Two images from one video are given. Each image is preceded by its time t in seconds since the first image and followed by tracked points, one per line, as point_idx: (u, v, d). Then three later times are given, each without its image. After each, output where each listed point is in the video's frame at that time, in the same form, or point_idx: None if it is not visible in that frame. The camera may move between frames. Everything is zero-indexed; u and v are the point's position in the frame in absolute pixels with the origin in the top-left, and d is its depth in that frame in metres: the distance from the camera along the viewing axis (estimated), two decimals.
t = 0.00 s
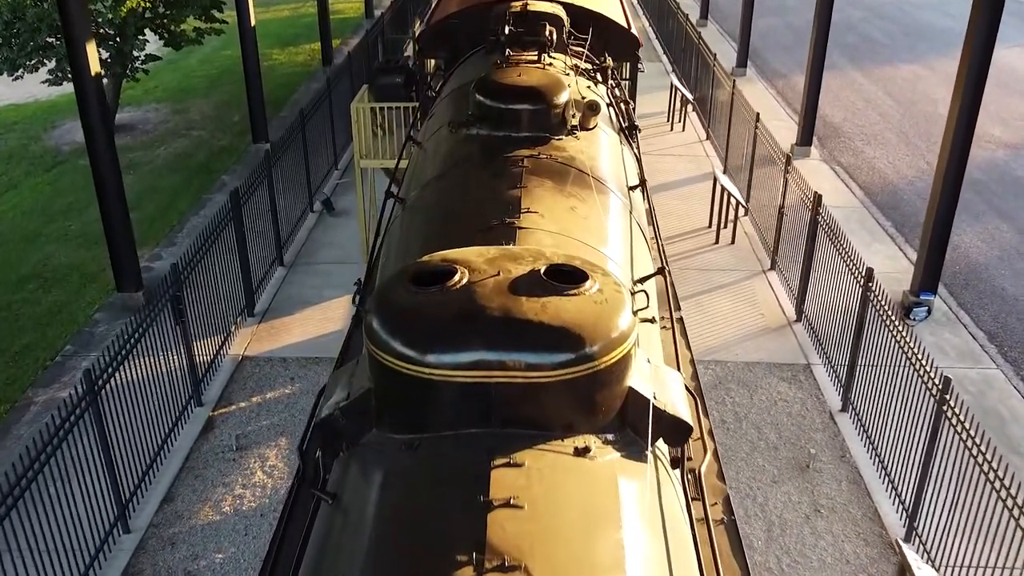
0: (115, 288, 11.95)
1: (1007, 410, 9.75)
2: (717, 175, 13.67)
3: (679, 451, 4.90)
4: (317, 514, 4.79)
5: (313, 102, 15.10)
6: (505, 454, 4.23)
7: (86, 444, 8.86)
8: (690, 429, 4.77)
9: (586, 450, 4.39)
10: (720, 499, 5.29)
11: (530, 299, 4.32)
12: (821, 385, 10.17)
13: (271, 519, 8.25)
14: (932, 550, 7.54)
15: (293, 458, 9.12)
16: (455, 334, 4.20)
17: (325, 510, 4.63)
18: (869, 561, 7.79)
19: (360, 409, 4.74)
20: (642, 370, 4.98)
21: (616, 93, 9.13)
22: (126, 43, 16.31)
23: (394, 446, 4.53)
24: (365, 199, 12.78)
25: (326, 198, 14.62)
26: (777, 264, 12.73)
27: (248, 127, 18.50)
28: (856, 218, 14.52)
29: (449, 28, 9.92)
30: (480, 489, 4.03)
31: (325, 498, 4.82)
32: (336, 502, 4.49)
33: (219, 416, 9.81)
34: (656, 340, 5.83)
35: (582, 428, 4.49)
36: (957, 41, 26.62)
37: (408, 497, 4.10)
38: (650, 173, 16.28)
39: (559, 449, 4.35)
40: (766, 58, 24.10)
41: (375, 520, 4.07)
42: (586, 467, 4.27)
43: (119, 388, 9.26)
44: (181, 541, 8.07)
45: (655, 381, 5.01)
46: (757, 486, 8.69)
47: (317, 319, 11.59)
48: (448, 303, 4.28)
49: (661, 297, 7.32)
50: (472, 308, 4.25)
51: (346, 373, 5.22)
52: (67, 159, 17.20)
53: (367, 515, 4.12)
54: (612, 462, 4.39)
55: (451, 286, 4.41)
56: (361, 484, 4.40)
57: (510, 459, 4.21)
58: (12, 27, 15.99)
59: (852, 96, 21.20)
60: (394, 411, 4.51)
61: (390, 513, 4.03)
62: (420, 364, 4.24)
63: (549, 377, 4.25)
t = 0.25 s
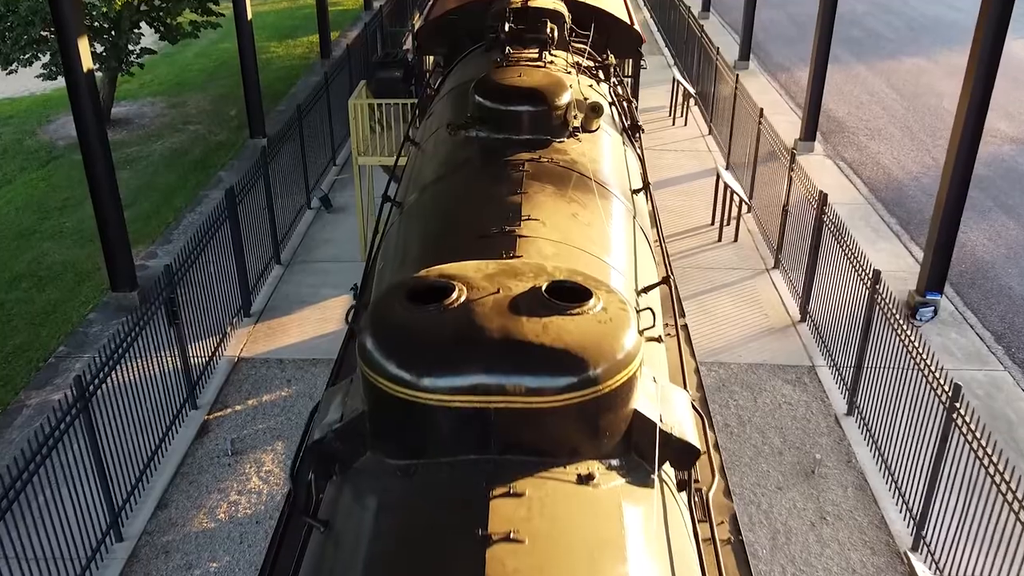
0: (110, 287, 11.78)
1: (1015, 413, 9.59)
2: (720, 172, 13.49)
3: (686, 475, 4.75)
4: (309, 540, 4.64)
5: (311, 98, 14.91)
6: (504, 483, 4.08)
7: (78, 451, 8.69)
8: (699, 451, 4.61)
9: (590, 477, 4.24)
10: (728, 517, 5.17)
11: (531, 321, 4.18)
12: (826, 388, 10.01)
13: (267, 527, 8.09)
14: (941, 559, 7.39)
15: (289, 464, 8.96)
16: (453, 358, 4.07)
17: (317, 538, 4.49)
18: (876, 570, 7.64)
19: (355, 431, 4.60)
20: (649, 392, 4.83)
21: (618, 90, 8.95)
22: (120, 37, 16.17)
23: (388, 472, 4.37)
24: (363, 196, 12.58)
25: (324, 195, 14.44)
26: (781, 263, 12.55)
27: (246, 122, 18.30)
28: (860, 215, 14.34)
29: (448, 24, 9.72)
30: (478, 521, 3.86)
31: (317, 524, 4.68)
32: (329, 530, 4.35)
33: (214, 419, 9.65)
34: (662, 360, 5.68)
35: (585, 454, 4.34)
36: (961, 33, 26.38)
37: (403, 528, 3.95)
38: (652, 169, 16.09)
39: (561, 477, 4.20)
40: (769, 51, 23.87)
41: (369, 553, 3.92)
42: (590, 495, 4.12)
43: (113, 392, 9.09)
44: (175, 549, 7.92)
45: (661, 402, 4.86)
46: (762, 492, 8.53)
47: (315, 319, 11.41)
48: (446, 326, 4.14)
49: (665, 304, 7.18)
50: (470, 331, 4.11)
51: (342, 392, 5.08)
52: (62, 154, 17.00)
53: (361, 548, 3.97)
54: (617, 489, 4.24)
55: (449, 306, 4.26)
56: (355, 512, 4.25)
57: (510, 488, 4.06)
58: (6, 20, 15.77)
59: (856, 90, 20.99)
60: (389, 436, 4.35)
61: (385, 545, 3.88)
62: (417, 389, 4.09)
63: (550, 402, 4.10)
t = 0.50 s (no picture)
0: (102, 284, 11.58)
1: None
2: (722, 166, 13.28)
3: (691, 498, 4.60)
4: (297, 565, 4.47)
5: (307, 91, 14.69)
6: (501, 513, 3.91)
7: (68, 455, 8.51)
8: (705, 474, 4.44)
9: (590, 504, 4.08)
10: (734, 536, 5.03)
11: (529, 341, 4.00)
12: (831, 389, 9.84)
13: (261, 532, 7.92)
14: (950, 567, 7.22)
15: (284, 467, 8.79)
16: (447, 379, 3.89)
17: (305, 565, 4.32)
18: None
19: (345, 454, 4.46)
20: (653, 412, 4.68)
21: (619, 86, 8.74)
22: (114, 28, 15.87)
23: (378, 498, 4.20)
24: (360, 190, 12.37)
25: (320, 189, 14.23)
26: (784, 259, 12.37)
27: (241, 114, 18.06)
28: (864, 210, 14.14)
29: (445, 17, 9.52)
30: (473, 554, 3.69)
31: (305, 548, 4.50)
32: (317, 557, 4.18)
33: (207, 421, 9.47)
34: (667, 378, 5.51)
35: (586, 479, 4.17)
36: (965, 24, 26.12)
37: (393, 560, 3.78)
38: (653, 163, 15.87)
39: (560, 504, 4.03)
40: (771, 42, 23.60)
41: None
42: (590, 524, 3.94)
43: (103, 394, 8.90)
44: (166, 556, 7.75)
45: (665, 422, 4.71)
46: (765, 496, 8.36)
47: (310, 317, 11.23)
48: (439, 347, 3.97)
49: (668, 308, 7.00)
50: (464, 352, 3.94)
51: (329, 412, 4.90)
52: (56, 147, 16.78)
53: None
54: (618, 515, 4.07)
55: (441, 324, 4.09)
56: (345, 539, 4.08)
57: (507, 518, 3.89)
58: None
59: (859, 82, 20.75)
60: (379, 458, 4.18)
61: None
62: (409, 414, 3.92)
63: (548, 428, 3.93)
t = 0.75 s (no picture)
0: (95, 284, 11.41)
1: None
2: (725, 162, 13.10)
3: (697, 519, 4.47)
4: None
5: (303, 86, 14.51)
6: (498, 541, 3.78)
7: (58, 460, 8.33)
8: (710, 496, 4.33)
9: (591, 530, 3.94)
10: (740, 552, 4.90)
11: (527, 359, 3.87)
12: (835, 390, 9.68)
13: (255, 539, 7.77)
14: None
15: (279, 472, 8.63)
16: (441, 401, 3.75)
17: None
18: None
19: (335, 475, 4.31)
20: (657, 431, 4.55)
21: (620, 83, 8.55)
22: (108, 21, 15.69)
23: (370, 522, 4.06)
24: (357, 187, 12.18)
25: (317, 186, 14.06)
26: (787, 258, 12.19)
27: (238, 109, 17.86)
28: (868, 206, 13.97)
29: (442, 12, 9.34)
30: None
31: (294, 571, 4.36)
32: None
33: (201, 424, 9.31)
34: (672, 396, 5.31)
35: (586, 502, 4.03)
36: (968, 17, 25.91)
37: None
38: (655, 158, 15.68)
39: (561, 531, 3.89)
40: (773, 35, 23.39)
41: None
42: (591, 551, 3.81)
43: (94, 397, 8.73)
44: (158, 564, 7.60)
45: (669, 441, 4.59)
46: (769, 502, 8.21)
47: (307, 317, 11.06)
48: (434, 365, 3.84)
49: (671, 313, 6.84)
50: (460, 371, 3.80)
51: (306, 441, 4.75)
52: (50, 142, 16.58)
53: None
54: (621, 541, 3.93)
55: (435, 340, 3.96)
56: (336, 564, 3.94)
57: (504, 547, 3.76)
58: None
59: (862, 76, 20.55)
60: (372, 478, 4.03)
61: None
62: (402, 434, 3.79)
63: (547, 452, 3.80)
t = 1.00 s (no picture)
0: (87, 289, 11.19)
1: None
2: (728, 164, 12.88)
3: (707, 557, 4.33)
4: None
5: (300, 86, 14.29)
6: None
7: (45, 474, 8.11)
8: (722, 536, 4.24)
9: None
10: None
11: (526, 394, 3.71)
12: (842, 399, 9.48)
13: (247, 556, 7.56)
14: None
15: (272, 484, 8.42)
16: (433, 436, 3.58)
17: None
18: None
19: (324, 511, 4.11)
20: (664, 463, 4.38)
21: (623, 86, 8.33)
22: (102, 21, 15.43)
23: (361, 565, 3.87)
24: (354, 190, 11.96)
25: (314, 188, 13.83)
26: (792, 262, 11.98)
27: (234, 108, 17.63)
28: (874, 208, 13.75)
29: (440, 12, 9.13)
30: None
31: None
32: None
33: (194, 435, 9.10)
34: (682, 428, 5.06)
35: (591, 545, 3.84)
36: (972, 14, 25.67)
37: None
38: (657, 159, 15.45)
39: None
40: (776, 33, 23.14)
41: None
42: None
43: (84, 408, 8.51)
44: None
45: (677, 474, 4.47)
46: (776, 516, 8.01)
47: (303, 323, 10.85)
48: (428, 399, 3.68)
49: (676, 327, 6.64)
50: (456, 406, 3.65)
51: (294, 474, 4.59)
52: (43, 143, 16.35)
53: None
54: None
55: (429, 373, 3.80)
56: None
57: None
58: None
59: (866, 74, 20.31)
60: (364, 516, 3.81)
61: None
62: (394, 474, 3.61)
63: (549, 494, 3.62)
